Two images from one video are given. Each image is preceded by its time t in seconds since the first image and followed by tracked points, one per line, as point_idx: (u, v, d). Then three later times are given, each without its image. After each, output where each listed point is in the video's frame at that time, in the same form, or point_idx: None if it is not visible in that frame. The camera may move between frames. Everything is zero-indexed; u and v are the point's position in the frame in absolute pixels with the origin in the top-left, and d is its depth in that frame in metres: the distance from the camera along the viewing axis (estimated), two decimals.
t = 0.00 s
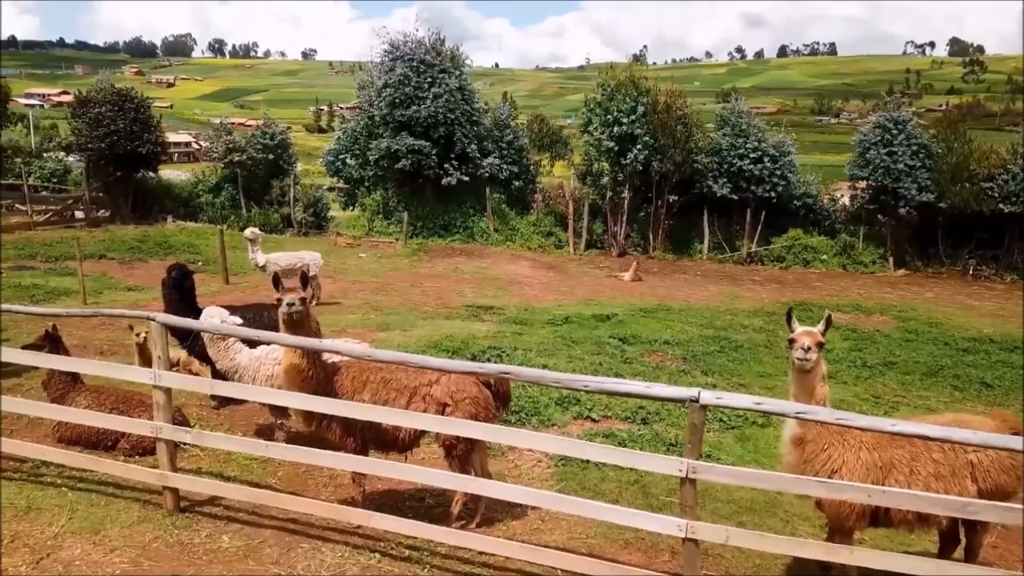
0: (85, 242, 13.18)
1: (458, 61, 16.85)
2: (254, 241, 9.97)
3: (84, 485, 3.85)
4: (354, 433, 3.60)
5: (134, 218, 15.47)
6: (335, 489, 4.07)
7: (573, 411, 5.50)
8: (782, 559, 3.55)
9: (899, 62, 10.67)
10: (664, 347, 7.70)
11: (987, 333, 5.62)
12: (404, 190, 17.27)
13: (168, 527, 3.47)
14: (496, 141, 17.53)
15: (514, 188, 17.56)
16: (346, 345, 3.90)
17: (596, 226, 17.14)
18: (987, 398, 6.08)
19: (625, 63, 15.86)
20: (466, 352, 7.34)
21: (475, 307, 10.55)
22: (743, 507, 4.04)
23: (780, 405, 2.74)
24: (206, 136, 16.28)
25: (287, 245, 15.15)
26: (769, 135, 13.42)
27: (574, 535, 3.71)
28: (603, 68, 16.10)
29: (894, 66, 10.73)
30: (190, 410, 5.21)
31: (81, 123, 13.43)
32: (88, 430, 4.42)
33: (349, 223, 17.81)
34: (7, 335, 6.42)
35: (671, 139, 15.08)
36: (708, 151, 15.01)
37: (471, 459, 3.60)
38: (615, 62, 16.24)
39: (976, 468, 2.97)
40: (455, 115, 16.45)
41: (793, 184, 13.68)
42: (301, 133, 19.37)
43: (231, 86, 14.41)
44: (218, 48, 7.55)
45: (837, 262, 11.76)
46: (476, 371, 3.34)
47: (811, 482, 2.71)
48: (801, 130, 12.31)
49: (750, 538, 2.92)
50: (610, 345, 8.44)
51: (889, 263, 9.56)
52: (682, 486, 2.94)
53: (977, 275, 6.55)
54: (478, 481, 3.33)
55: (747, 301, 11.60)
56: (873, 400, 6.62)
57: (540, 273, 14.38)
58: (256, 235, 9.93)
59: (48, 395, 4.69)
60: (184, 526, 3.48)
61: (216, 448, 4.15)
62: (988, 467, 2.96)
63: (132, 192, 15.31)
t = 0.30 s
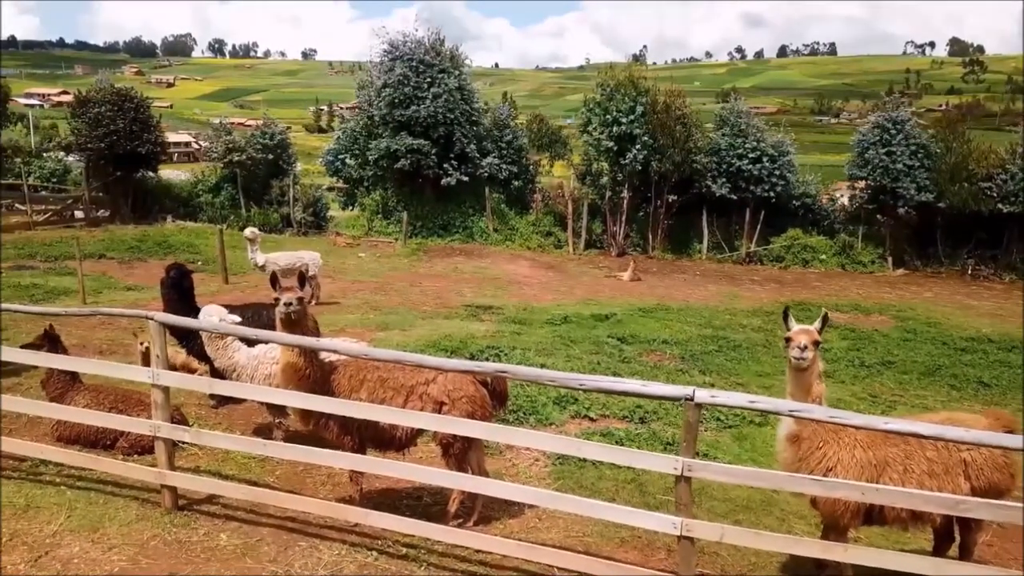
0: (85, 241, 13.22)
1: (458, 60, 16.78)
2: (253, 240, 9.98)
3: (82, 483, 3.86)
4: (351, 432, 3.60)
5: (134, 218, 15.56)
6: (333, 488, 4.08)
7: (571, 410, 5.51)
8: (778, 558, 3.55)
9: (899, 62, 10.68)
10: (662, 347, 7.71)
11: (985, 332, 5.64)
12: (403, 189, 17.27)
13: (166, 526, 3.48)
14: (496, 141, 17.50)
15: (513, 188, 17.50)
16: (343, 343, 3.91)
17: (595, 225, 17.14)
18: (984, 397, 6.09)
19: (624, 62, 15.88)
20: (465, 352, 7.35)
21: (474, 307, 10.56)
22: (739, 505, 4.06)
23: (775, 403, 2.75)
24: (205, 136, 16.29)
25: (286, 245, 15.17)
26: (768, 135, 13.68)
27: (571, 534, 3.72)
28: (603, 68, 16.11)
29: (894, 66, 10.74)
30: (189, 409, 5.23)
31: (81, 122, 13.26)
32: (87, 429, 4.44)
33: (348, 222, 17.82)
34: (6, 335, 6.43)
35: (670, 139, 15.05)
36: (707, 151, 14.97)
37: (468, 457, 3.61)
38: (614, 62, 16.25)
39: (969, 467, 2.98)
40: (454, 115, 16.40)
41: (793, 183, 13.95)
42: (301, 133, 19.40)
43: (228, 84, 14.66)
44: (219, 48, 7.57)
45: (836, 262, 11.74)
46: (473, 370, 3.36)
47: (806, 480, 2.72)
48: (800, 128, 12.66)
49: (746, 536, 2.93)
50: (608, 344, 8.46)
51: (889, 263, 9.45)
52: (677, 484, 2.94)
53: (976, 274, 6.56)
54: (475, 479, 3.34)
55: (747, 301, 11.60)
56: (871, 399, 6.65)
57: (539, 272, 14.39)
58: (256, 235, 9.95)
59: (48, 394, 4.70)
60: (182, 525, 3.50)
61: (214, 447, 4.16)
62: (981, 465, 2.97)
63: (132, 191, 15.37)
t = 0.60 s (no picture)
0: (85, 242, 13.27)
1: (457, 60, 16.52)
2: (253, 241, 9.99)
3: (80, 483, 3.88)
4: (347, 432, 3.61)
5: (134, 219, 15.64)
6: (330, 488, 4.10)
7: (568, 410, 5.53)
8: (771, 557, 3.57)
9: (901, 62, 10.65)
10: (660, 348, 7.72)
11: (984, 332, 5.65)
12: (402, 189, 17.27)
13: (162, 525, 3.50)
14: (495, 141, 17.49)
15: (512, 188, 17.53)
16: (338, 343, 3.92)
17: (594, 225, 17.14)
18: (982, 397, 6.10)
19: (624, 62, 15.85)
20: (463, 352, 7.37)
21: (472, 307, 10.57)
22: (734, 505, 4.07)
23: (767, 404, 2.76)
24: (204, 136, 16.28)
25: (286, 245, 15.19)
26: (767, 135, 13.77)
27: (565, 534, 3.73)
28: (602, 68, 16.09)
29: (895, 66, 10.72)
30: (186, 409, 5.25)
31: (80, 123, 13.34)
32: (85, 429, 4.45)
33: (348, 222, 17.85)
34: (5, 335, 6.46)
35: (669, 139, 15.08)
36: (706, 151, 15.20)
37: (463, 457, 3.62)
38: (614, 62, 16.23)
39: (960, 467, 2.99)
40: (453, 115, 16.45)
41: (793, 183, 13.80)
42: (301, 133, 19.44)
43: (230, 84, 13.34)
44: (220, 48, 7.55)
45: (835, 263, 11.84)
46: (468, 370, 3.37)
47: (798, 480, 2.73)
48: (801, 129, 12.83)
49: (737, 535, 2.94)
50: (606, 345, 8.47)
51: (888, 262, 9.28)
52: (670, 484, 2.95)
53: (975, 276, 6.54)
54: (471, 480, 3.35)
55: (746, 302, 11.61)
56: (868, 400, 6.67)
57: (538, 272, 14.41)
58: (255, 235, 9.97)
59: (45, 394, 4.72)
60: (178, 524, 3.52)
61: (210, 447, 4.18)
62: (972, 465, 2.99)
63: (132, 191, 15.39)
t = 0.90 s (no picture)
0: (85, 242, 13.30)
1: (457, 61, 16.74)
2: (251, 240, 10.01)
3: (72, 483, 3.89)
4: (337, 432, 3.62)
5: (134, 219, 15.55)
6: (322, 488, 4.10)
7: (562, 411, 5.53)
8: (761, 558, 3.57)
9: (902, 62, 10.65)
10: (657, 348, 7.73)
11: (981, 331, 5.65)
12: (402, 189, 17.28)
13: (153, 525, 3.51)
14: (494, 141, 17.45)
15: (512, 188, 17.50)
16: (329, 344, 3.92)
17: (593, 226, 17.14)
18: (978, 397, 6.10)
19: (624, 63, 15.85)
20: (459, 352, 7.37)
21: (471, 307, 10.58)
22: (725, 506, 4.08)
23: (752, 405, 2.76)
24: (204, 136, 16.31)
25: (285, 245, 15.20)
26: (766, 135, 14.03)
27: (556, 534, 3.74)
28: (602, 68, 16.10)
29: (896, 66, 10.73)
30: (181, 409, 5.26)
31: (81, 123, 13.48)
32: (78, 429, 4.46)
33: (348, 222, 17.86)
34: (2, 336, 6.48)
35: (668, 139, 15.09)
36: (706, 151, 15.21)
37: (453, 458, 3.62)
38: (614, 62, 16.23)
39: (947, 467, 2.99)
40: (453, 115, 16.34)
41: (792, 183, 14.02)
42: (302, 134, 19.49)
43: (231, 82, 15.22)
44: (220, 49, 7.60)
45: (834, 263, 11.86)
46: (458, 370, 3.38)
47: (785, 481, 2.73)
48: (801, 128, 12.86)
49: (724, 536, 2.94)
50: (603, 344, 8.48)
51: (888, 262, 9.12)
52: (658, 485, 2.95)
53: (975, 276, 6.52)
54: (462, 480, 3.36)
55: (745, 302, 11.59)
56: (863, 399, 6.69)
57: (537, 272, 14.41)
58: (253, 235, 10.00)
59: (39, 394, 4.73)
60: (169, 524, 3.52)
61: (202, 448, 4.18)
62: (959, 466, 2.99)
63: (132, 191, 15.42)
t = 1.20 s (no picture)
0: (83, 242, 13.33)
1: (456, 60, 16.62)
2: (247, 241, 9.99)
3: (58, 482, 3.89)
4: (320, 432, 3.61)
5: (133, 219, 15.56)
6: (308, 487, 4.10)
7: (553, 410, 5.52)
8: (745, 559, 3.56)
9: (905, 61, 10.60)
10: (651, 348, 7.70)
11: (977, 330, 5.61)
12: (401, 189, 17.24)
13: (136, 524, 3.51)
14: (494, 141, 17.39)
15: (511, 188, 17.46)
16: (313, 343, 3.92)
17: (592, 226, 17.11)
18: (974, 397, 6.07)
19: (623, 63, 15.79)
20: (453, 352, 7.36)
21: (467, 307, 10.57)
22: (712, 506, 4.07)
23: (730, 404, 2.75)
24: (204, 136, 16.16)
25: (283, 245, 15.19)
26: (765, 136, 14.04)
27: (541, 534, 3.73)
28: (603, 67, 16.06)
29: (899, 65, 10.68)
30: (170, 408, 5.26)
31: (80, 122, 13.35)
32: (66, 428, 4.47)
33: (347, 222, 17.86)
34: None
35: (667, 140, 15.04)
36: (704, 151, 15.14)
37: (437, 457, 3.62)
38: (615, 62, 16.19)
39: (928, 467, 2.98)
40: (453, 115, 16.27)
41: (791, 183, 13.83)
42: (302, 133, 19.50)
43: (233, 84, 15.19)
44: (225, 48, 7.54)
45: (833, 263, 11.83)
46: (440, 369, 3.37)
47: (763, 480, 2.73)
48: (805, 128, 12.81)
49: (704, 536, 2.93)
50: (598, 345, 8.46)
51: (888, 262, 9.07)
52: (637, 485, 2.95)
53: (975, 275, 6.45)
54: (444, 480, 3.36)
55: (743, 302, 11.56)
56: (858, 399, 6.66)
57: (535, 272, 14.40)
58: (249, 235, 9.98)
59: (28, 394, 4.74)
60: (152, 523, 3.52)
61: (188, 447, 4.18)
62: (940, 466, 2.98)
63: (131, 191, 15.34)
